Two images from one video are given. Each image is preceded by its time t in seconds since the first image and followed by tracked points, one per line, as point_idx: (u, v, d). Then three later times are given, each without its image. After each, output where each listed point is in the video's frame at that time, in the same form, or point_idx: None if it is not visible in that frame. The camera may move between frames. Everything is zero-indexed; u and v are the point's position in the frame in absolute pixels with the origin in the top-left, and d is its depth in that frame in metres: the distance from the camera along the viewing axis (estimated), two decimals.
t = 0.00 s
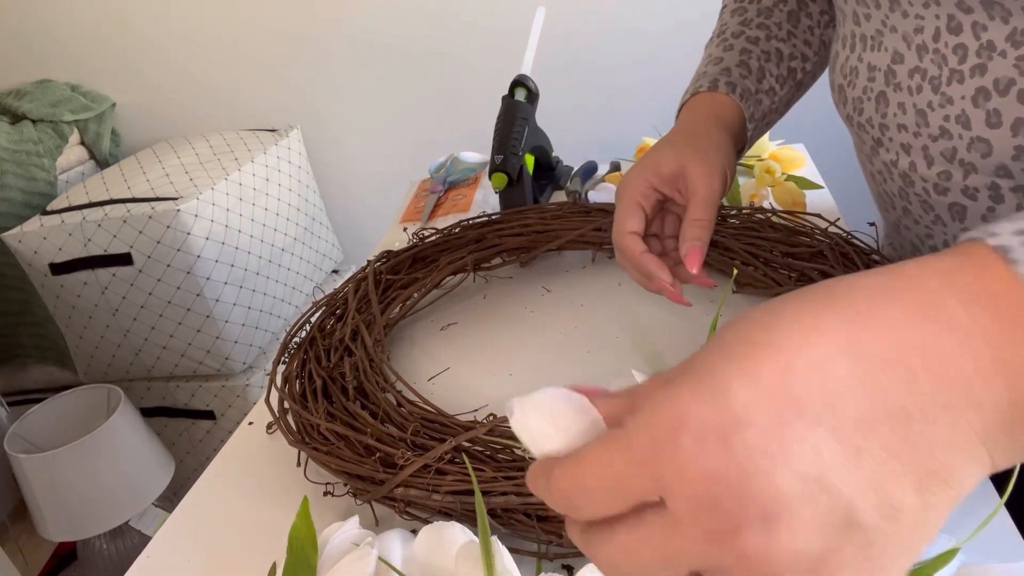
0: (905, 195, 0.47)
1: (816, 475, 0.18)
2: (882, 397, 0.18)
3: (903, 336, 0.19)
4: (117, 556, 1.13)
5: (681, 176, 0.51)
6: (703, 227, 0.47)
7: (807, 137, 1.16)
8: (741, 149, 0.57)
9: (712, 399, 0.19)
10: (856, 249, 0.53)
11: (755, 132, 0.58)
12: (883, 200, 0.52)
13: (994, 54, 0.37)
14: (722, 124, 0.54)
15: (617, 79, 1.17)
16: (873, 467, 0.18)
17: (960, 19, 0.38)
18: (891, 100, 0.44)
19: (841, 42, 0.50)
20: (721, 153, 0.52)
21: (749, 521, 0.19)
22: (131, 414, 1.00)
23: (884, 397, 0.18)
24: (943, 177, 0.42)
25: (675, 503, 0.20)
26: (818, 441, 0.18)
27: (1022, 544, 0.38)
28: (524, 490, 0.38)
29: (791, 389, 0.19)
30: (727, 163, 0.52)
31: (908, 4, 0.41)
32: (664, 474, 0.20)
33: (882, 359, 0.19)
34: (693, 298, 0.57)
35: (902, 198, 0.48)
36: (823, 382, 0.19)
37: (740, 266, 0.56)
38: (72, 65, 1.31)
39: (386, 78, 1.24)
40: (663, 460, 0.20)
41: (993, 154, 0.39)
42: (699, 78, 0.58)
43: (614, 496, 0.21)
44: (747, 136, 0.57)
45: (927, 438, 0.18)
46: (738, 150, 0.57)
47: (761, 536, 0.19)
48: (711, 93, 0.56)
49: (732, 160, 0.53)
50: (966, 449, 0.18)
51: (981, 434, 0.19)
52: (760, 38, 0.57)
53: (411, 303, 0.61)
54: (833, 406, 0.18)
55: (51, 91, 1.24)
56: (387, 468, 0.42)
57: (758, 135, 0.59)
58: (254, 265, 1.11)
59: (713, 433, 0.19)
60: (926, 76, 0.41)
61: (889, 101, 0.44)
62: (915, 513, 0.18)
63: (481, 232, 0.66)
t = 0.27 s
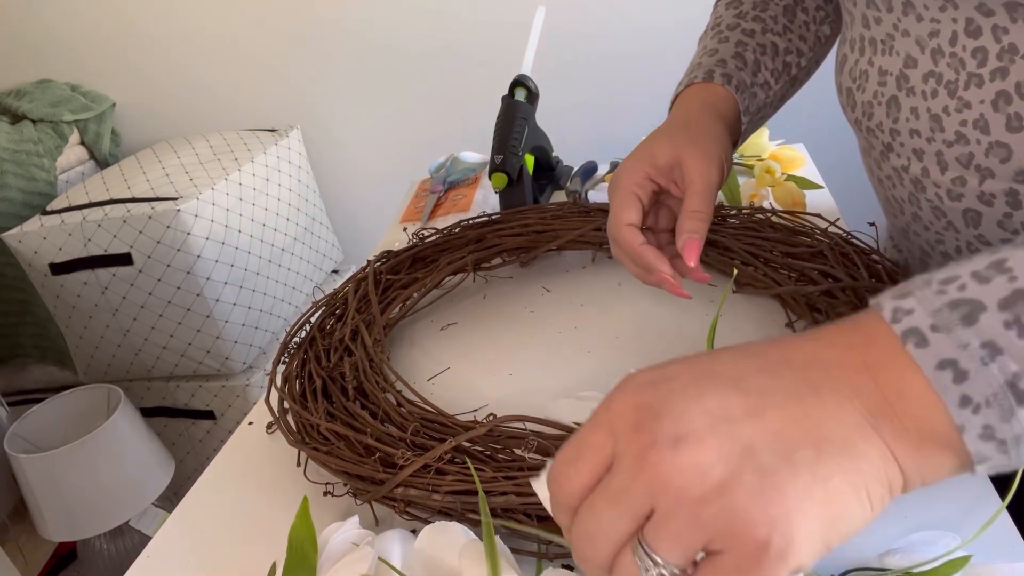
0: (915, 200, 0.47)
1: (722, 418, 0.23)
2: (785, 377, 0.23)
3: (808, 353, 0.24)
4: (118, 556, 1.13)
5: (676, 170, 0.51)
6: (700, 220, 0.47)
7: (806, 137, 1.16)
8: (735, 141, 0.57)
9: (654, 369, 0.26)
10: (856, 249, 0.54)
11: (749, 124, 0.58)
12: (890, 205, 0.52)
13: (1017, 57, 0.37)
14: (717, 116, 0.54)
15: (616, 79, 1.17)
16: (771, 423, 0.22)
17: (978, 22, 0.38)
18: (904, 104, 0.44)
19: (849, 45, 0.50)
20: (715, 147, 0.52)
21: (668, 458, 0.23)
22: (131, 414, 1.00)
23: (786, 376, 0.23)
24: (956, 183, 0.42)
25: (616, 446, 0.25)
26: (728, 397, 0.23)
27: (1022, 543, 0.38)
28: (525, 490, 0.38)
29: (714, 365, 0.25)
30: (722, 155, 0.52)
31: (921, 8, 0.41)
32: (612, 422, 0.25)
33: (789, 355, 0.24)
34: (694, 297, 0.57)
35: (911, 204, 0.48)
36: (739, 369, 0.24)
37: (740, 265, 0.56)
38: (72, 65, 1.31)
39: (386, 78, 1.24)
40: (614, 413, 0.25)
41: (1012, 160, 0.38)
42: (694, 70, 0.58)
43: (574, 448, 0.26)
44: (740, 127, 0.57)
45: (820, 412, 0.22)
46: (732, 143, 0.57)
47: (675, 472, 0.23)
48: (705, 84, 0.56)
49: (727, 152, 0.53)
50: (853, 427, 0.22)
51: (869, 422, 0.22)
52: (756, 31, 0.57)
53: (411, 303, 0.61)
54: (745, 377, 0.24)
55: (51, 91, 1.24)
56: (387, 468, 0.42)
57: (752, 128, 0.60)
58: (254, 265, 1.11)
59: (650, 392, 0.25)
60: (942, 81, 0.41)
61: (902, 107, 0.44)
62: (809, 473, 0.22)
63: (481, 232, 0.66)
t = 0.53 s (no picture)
0: (914, 202, 0.47)
1: (752, 460, 0.22)
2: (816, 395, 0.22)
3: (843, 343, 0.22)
4: (118, 556, 1.13)
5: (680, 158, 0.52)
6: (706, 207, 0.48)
7: (805, 137, 1.16)
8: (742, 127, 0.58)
9: (668, 388, 0.23)
10: (856, 249, 0.54)
11: (755, 114, 0.58)
12: (892, 207, 0.53)
13: (1013, 58, 0.37)
14: (723, 103, 0.54)
15: (616, 79, 1.17)
16: (804, 456, 0.22)
17: (973, 23, 0.38)
18: (903, 105, 0.44)
19: (850, 45, 0.51)
20: (721, 133, 0.52)
21: (696, 499, 0.22)
22: (131, 414, 1.00)
23: (819, 396, 0.22)
24: (954, 185, 0.42)
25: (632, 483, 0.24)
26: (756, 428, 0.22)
27: None
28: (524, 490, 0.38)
29: (737, 377, 0.23)
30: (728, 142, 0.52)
31: (916, 9, 0.41)
32: (626, 459, 0.24)
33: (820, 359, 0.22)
34: (694, 297, 0.57)
35: (911, 205, 0.48)
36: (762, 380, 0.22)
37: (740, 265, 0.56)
38: (72, 65, 1.31)
39: (386, 78, 1.24)
40: (624, 445, 0.24)
41: (1008, 162, 0.38)
42: (701, 57, 0.58)
43: (579, 478, 0.25)
44: (748, 114, 0.57)
45: (858, 436, 0.22)
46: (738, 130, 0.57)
47: (702, 510, 0.22)
48: (711, 72, 0.56)
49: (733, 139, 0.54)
50: (892, 450, 0.22)
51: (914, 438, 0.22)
52: (762, 21, 0.57)
53: (411, 303, 0.61)
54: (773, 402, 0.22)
55: (51, 91, 1.24)
56: (387, 468, 0.42)
57: (759, 118, 0.59)
58: (254, 265, 1.11)
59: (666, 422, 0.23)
60: (940, 82, 0.41)
61: (900, 107, 0.45)
62: (843, 495, 0.22)
63: (481, 232, 0.66)
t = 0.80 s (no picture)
0: (920, 203, 0.47)
1: (783, 520, 0.21)
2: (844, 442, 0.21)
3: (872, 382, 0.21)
4: (117, 555, 1.13)
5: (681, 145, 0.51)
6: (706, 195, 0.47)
7: (805, 136, 1.16)
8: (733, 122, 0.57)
9: (690, 459, 0.21)
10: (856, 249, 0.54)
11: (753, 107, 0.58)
12: (898, 208, 0.52)
13: (1020, 58, 0.37)
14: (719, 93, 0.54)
15: (616, 79, 1.17)
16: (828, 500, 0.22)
17: (978, 23, 0.38)
18: (909, 105, 0.44)
19: (854, 44, 0.51)
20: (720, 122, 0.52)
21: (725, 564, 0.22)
22: (131, 414, 1.00)
23: (846, 440, 0.21)
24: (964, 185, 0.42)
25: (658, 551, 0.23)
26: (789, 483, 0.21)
27: None
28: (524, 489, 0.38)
29: (767, 430, 0.21)
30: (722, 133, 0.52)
31: (921, 9, 0.41)
32: (647, 535, 0.22)
33: (845, 400, 0.21)
34: (694, 298, 0.57)
35: (917, 205, 0.48)
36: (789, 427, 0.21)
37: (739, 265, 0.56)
38: (71, 65, 1.31)
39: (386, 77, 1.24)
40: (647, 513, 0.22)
41: (1017, 163, 0.38)
42: (697, 50, 0.59)
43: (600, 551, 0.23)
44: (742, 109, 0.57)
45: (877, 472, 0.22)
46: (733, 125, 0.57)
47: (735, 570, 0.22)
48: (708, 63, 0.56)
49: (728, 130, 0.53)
50: (898, 472, 0.23)
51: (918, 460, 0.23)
52: (759, 14, 0.58)
53: (411, 303, 0.61)
54: (806, 452, 0.21)
55: (51, 91, 1.24)
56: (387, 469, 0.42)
57: (757, 112, 0.59)
58: (254, 265, 1.11)
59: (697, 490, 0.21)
60: (946, 82, 0.41)
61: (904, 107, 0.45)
62: (854, 525, 0.23)
63: (481, 232, 0.66)
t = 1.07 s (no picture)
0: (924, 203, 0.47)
1: (743, 340, 0.25)
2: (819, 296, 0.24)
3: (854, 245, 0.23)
4: (117, 556, 1.13)
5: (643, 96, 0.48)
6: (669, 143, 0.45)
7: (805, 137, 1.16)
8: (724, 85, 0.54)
9: (681, 289, 0.24)
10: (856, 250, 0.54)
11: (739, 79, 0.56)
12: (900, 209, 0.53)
13: None
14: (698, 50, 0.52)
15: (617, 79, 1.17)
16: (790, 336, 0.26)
17: (984, 24, 0.38)
18: (911, 105, 0.44)
19: (855, 45, 0.51)
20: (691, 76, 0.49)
21: (696, 374, 0.26)
22: (131, 414, 1.00)
23: (820, 292, 0.24)
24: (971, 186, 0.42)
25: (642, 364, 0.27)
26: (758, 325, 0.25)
27: None
28: (524, 489, 0.38)
29: (748, 282, 0.24)
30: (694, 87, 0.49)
31: (926, 9, 0.41)
32: (628, 340, 0.26)
33: (827, 259, 0.23)
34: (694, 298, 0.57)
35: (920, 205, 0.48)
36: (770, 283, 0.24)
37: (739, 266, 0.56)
38: (72, 65, 1.31)
39: (386, 78, 1.24)
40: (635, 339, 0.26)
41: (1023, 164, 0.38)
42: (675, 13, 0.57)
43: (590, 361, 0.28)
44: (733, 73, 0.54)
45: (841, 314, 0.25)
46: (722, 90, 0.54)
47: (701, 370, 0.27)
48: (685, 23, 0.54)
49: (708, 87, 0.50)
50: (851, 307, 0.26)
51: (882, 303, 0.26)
52: None
53: (411, 303, 0.60)
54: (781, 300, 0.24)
55: (51, 91, 1.24)
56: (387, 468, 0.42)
57: (743, 83, 0.56)
58: (254, 265, 1.11)
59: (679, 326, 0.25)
60: (949, 82, 0.41)
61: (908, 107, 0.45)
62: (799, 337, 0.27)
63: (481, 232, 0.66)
